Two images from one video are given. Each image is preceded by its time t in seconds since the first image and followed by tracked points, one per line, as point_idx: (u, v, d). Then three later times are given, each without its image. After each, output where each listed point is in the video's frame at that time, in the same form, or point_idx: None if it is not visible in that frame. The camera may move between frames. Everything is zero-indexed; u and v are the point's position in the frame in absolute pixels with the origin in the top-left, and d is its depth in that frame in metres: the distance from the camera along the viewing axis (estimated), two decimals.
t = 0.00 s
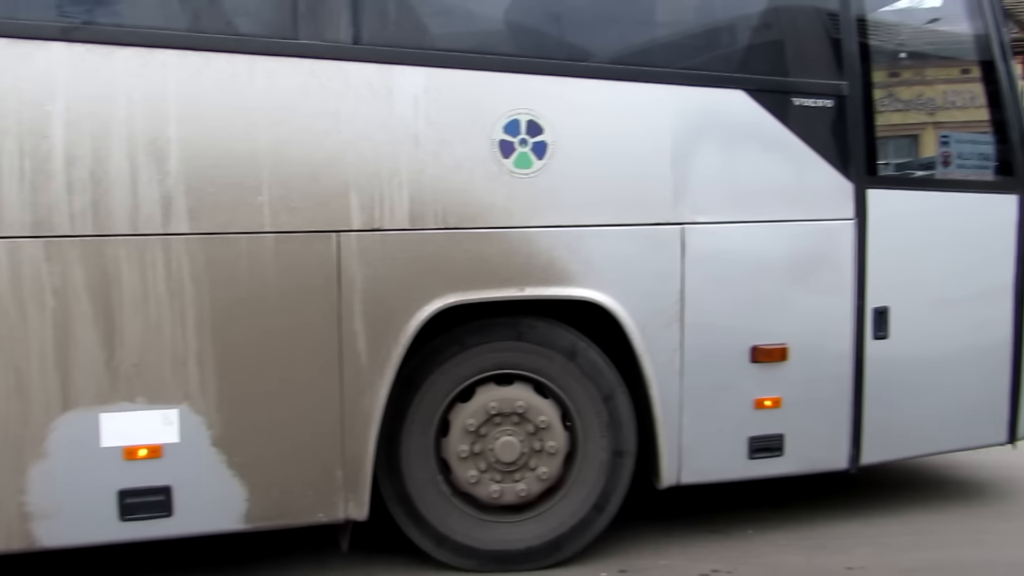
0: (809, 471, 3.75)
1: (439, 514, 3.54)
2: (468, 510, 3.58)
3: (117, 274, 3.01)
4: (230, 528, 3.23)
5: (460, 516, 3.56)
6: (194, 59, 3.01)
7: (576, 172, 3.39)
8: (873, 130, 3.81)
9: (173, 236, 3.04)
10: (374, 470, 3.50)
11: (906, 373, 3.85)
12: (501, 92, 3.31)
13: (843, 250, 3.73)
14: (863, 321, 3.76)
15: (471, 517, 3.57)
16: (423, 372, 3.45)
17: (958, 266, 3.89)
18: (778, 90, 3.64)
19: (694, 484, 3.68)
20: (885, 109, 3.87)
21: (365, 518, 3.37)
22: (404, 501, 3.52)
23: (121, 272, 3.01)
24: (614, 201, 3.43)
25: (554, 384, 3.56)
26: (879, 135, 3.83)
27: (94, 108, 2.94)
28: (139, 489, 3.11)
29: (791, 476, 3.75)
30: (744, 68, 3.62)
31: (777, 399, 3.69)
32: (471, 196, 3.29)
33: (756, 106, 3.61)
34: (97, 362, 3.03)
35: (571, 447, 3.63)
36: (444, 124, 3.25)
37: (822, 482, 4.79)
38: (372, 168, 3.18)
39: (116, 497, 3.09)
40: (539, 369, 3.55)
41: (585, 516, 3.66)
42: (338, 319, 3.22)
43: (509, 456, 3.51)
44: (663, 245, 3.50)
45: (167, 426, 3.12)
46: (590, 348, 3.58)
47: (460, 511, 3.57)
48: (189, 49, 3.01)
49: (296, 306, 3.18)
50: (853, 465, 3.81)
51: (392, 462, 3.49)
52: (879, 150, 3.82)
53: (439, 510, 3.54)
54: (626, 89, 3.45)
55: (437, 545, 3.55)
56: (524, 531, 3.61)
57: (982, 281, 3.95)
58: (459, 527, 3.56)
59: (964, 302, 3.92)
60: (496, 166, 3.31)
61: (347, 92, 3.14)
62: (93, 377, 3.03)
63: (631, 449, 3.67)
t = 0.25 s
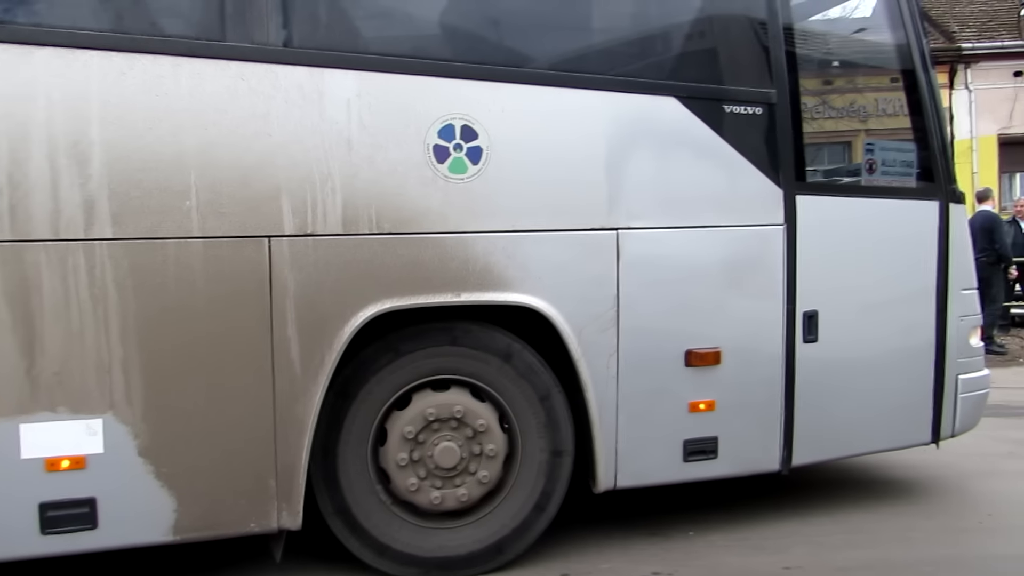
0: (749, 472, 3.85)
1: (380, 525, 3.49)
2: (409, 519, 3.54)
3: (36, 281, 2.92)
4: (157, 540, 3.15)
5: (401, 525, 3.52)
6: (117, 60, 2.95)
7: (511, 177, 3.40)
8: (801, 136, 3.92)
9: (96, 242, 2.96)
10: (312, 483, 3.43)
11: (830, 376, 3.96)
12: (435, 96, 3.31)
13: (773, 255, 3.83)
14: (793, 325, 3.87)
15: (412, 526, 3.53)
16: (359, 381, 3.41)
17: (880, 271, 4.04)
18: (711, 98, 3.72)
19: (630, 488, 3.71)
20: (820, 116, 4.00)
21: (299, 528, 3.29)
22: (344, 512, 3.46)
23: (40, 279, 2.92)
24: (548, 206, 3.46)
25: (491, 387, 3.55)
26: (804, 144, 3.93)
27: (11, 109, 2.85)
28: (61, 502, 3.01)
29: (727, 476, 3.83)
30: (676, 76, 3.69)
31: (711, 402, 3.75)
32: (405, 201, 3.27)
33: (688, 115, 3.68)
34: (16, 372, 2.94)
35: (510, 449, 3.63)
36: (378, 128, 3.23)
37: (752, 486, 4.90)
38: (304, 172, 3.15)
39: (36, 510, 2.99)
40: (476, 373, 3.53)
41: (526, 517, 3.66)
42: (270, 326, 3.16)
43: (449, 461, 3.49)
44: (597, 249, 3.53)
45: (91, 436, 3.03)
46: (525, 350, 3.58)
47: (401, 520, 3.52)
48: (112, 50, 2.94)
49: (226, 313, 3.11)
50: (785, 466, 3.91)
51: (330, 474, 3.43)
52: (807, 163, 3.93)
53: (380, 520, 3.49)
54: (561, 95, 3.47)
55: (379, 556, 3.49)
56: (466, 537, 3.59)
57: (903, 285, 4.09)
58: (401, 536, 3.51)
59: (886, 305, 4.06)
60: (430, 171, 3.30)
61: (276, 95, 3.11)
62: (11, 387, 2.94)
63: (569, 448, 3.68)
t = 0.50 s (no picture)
0: (724, 476, 3.84)
1: (364, 534, 3.47)
2: (394, 527, 3.52)
3: (4, 287, 2.88)
4: (128, 548, 3.11)
5: (386, 532, 3.50)
6: (87, 63, 2.92)
7: (487, 181, 3.39)
8: (776, 141, 3.94)
9: (66, 247, 2.93)
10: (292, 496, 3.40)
11: (808, 379, 3.98)
12: (410, 100, 3.30)
13: (751, 260, 3.85)
14: (770, 329, 3.88)
15: (396, 534, 3.52)
16: (332, 393, 3.37)
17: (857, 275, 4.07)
18: (687, 103, 3.74)
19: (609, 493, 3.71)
20: (805, 121, 4.07)
21: (273, 535, 3.26)
22: (327, 524, 3.43)
23: (9, 285, 2.88)
24: (524, 211, 3.45)
25: (466, 389, 3.54)
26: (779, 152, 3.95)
27: None
28: (30, 509, 2.97)
29: (706, 480, 3.83)
30: (654, 82, 3.70)
31: (689, 406, 3.75)
32: (380, 205, 3.26)
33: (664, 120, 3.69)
34: None
35: (489, 449, 3.62)
36: (350, 132, 3.22)
37: (731, 490, 4.91)
38: (277, 176, 3.13)
39: (5, 519, 2.95)
40: (450, 376, 3.51)
41: (510, 517, 3.65)
42: (243, 331, 3.13)
43: (429, 465, 3.47)
44: (573, 253, 3.53)
45: (61, 443, 2.99)
46: (499, 351, 3.57)
47: (384, 528, 3.51)
48: (83, 53, 2.92)
49: (199, 319, 3.08)
50: (763, 470, 3.92)
51: (310, 486, 3.40)
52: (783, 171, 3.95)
53: (364, 530, 3.47)
54: (536, 100, 3.47)
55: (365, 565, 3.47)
56: (451, 540, 3.58)
57: (879, 289, 4.12)
58: (387, 544, 3.50)
59: (863, 308, 4.08)
60: (405, 175, 3.29)
61: (250, 99, 3.10)
62: None
63: (547, 445, 3.67)
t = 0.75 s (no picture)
0: (722, 478, 3.82)
1: (367, 540, 3.47)
2: (397, 531, 3.51)
3: None
4: (124, 549, 3.11)
5: (390, 536, 3.50)
6: (82, 65, 2.93)
7: (482, 183, 3.39)
8: (774, 142, 3.92)
9: (61, 248, 2.94)
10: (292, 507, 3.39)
11: (810, 382, 3.95)
12: (405, 101, 3.30)
13: (751, 262, 3.83)
14: (769, 330, 3.86)
15: (399, 538, 3.51)
16: (326, 402, 3.35)
17: (858, 277, 4.04)
18: (685, 104, 3.72)
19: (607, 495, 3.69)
20: (814, 123, 4.07)
21: (268, 536, 3.26)
22: (329, 532, 3.42)
23: (4, 287, 2.89)
24: (521, 212, 3.45)
25: (460, 387, 3.53)
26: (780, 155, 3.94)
27: None
28: (26, 510, 2.97)
29: (704, 483, 3.81)
30: (652, 84, 3.69)
31: (687, 408, 3.73)
32: (375, 206, 3.26)
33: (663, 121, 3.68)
34: None
35: (487, 447, 3.62)
36: (346, 133, 3.22)
37: (732, 493, 4.89)
38: (272, 177, 3.14)
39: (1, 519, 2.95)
40: (443, 376, 3.50)
41: (512, 513, 3.65)
42: (238, 332, 3.14)
43: (427, 468, 3.47)
44: (570, 254, 3.52)
45: (56, 444, 2.99)
46: (490, 349, 3.55)
47: (388, 534, 3.50)
48: (78, 55, 2.93)
49: (194, 321, 3.09)
50: (762, 473, 3.90)
51: (309, 495, 3.39)
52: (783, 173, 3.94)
53: (366, 536, 3.46)
54: (533, 101, 3.47)
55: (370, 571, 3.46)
56: (455, 541, 3.57)
57: (880, 291, 4.09)
58: (391, 548, 3.49)
59: (864, 311, 4.06)
60: (401, 177, 3.29)
61: (245, 100, 3.11)
62: None
63: (544, 438, 3.66)
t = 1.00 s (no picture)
0: (716, 481, 3.84)
1: (365, 544, 3.48)
2: (396, 534, 3.52)
3: None
4: (115, 550, 3.10)
5: (388, 539, 3.51)
6: (73, 65, 2.93)
7: (475, 184, 3.38)
8: (769, 144, 3.91)
9: (51, 248, 2.93)
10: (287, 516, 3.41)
11: (804, 384, 3.95)
12: (398, 101, 3.29)
13: (745, 264, 3.82)
14: (764, 332, 3.85)
15: (397, 540, 3.52)
16: (314, 411, 3.36)
17: (853, 279, 4.03)
18: (680, 104, 3.70)
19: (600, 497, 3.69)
20: (817, 126, 4.11)
21: (259, 537, 3.25)
22: (326, 539, 3.44)
23: None
24: (513, 213, 3.44)
25: (448, 385, 3.51)
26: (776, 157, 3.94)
27: None
28: (15, 510, 2.97)
29: (697, 484, 3.82)
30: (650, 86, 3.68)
31: (680, 410, 3.73)
32: (367, 207, 3.25)
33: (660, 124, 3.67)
34: None
35: (479, 445, 3.61)
36: (338, 133, 3.21)
37: (727, 496, 4.87)
38: (263, 178, 3.13)
39: None
40: (430, 376, 3.48)
41: (508, 508, 3.65)
42: (229, 333, 3.13)
43: (421, 468, 3.46)
44: (563, 255, 3.51)
45: (46, 445, 2.98)
46: (476, 346, 3.54)
47: (386, 537, 3.51)
48: (69, 54, 2.93)
49: (185, 322, 3.09)
50: (756, 475, 3.90)
51: (304, 504, 3.40)
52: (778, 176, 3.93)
53: (364, 541, 3.47)
54: (526, 102, 3.46)
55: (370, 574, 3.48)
56: (454, 540, 3.58)
57: (876, 293, 4.08)
58: (391, 551, 3.50)
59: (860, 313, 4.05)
60: (393, 177, 3.28)
61: (237, 100, 3.10)
62: None
63: (535, 432, 3.65)
